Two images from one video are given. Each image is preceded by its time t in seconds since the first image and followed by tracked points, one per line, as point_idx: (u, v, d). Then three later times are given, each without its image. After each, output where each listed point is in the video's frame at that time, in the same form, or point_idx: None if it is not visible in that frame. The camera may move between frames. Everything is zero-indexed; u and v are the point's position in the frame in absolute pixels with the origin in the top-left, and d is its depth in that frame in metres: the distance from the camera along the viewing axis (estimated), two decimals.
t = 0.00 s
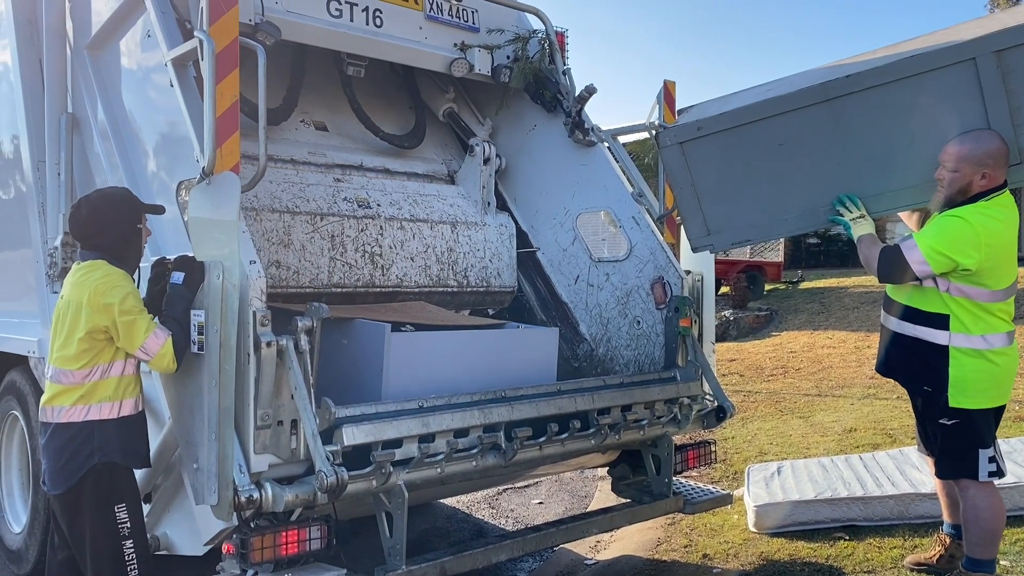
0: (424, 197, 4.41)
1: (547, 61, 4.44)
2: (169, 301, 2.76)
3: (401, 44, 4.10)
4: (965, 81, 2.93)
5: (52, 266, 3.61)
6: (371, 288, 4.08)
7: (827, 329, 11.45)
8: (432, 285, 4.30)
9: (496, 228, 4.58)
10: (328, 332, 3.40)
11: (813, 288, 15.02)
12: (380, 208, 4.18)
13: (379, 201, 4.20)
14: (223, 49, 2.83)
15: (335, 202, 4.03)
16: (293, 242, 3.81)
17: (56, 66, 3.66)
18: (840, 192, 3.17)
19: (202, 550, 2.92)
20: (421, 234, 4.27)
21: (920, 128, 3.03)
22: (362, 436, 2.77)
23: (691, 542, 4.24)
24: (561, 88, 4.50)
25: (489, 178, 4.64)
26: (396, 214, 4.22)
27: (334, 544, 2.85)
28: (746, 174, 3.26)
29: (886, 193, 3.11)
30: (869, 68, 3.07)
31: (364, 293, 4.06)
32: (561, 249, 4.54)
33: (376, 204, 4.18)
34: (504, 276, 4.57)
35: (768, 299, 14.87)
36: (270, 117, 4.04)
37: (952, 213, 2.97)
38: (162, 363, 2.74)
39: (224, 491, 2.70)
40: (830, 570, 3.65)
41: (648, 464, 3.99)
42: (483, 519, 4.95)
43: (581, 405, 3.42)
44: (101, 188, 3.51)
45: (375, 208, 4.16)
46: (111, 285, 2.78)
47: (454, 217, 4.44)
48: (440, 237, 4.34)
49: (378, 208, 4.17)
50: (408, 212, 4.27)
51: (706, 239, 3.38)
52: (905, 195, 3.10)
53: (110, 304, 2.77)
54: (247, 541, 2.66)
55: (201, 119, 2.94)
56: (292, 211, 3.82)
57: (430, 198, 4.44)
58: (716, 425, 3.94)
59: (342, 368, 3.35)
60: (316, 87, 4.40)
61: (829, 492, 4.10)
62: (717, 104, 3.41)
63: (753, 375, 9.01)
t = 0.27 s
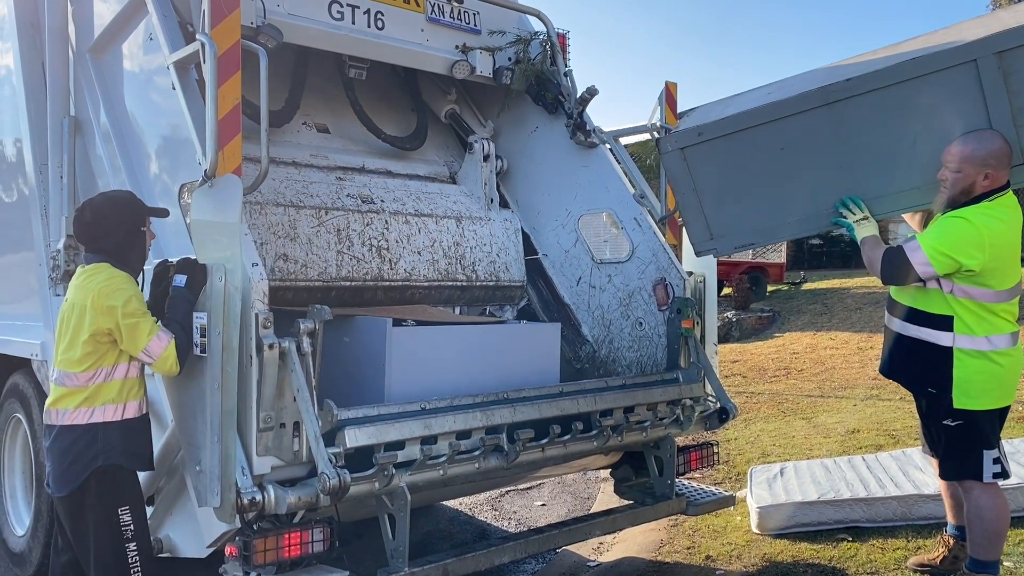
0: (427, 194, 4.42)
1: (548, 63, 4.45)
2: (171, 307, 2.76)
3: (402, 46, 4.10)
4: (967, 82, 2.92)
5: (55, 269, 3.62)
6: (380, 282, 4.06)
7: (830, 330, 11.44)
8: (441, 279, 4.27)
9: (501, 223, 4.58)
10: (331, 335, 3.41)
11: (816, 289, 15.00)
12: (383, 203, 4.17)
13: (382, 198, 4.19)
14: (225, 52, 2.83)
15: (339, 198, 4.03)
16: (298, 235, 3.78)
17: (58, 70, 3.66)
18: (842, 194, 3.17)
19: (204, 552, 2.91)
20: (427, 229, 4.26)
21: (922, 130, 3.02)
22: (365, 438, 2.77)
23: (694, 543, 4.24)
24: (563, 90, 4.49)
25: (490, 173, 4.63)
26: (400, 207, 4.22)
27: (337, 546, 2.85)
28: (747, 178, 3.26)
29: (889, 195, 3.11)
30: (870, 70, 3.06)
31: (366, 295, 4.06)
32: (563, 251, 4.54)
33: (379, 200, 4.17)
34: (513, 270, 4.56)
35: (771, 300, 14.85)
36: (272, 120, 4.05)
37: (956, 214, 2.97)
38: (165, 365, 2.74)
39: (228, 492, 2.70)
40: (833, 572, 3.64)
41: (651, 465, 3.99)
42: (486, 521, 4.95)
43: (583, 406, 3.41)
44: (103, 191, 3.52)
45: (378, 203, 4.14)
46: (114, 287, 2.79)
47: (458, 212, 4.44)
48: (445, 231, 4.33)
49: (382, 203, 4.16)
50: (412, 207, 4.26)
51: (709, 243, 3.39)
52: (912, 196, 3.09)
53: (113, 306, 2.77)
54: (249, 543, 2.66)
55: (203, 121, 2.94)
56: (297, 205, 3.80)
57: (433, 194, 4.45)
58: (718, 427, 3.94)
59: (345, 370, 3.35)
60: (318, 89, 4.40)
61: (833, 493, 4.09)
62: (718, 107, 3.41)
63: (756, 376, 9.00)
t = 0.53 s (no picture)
0: (429, 192, 4.42)
1: (551, 64, 4.44)
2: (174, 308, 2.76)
3: (404, 48, 4.10)
4: (969, 82, 2.92)
5: (58, 272, 3.62)
6: (389, 274, 4.04)
7: (833, 331, 11.42)
8: (451, 271, 4.26)
9: (506, 217, 4.60)
10: (334, 337, 3.41)
11: (819, 290, 14.99)
12: (387, 198, 4.17)
13: (386, 193, 4.20)
14: (228, 54, 2.84)
15: (343, 192, 4.04)
16: (305, 228, 3.76)
17: (61, 73, 3.67)
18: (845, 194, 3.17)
19: (208, 554, 2.91)
20: (432, 223, 4.26)
21: (923, 130, 3.02)
22: (368, 439, 2.77)
23: (697, 545, 4.23)
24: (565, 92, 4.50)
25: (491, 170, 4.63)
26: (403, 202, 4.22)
27: (340, 548, 2.85)
28: (749, 178, 3.25)
29: (891, 195, 3.11)
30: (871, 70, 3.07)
31: (369, 297, 4.06)
32: (566, 253, 4.54)
33: (383, 195, 4.18)
34: (522, 264, 4.55)
35: (774, 301, 14.84)
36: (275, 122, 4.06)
37: (958, 215, 2.96)
38: (167, 367, 2.75)
39: (231, 494, 2.69)
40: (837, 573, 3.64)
41: (654, 467, 3.99)
42: (489, 523, 4.95)
43: (586, 408, 3.41)
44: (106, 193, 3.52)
45: (382, 199, 4.15)
46: (116, 289, 2.79)
47: (463, 206, 4.45)
48: (451, 225, 4.33)
49: (386, 198, 4.17)
50: (416, 202, 4.27)
51: (710, 244, 3.36)
52: (914, 196, 3.09)
53: (115, 308, 2.77)
54: (253, 545, 2.65)
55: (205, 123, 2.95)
56: (302, 198, 3.80)
57: (436, 190, 4.47)
58: (722, 428, 3.89)
59: (348, 372, 3.36)
60: (321, 91, 4.41)
61: (836, 494, 4.08)
62: (720, 109, 3.41)
63: (759, 378, 8.99)
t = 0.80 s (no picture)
0: (432, 189, 4.44)
1: (551, 66, 4.44)
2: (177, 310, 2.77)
3: (406, 51, 4.11)
4: (969, 83, 2.93)
5: (60, 276, 3.63)
6: (397, 266, 4.01)
7: (834, 333, 11.42)
8: (458, 263, 4.22)
9: (510, 212, 4.56)
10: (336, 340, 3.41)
11: (820, 292, 14.98)
12: (389, 194, 4.17)
13: (389, 190, 4.22)
14: (230, 57, 2.85)
15: (346, 188, 4.05)
16: (310, 220, 3.75)
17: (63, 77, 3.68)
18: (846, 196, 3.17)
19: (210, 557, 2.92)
20: (437, 216, 4.24)
21: (924, 131, 3.03)
22: (371, 442, 2.77)
23: (700, 547, 4.23)
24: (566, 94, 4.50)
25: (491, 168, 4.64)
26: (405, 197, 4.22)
27: (343, 550, 2.86)
28: (750, 179, 3.24)
29: (893, 196, 3.10)
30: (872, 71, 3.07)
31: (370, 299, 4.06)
32: (568, 254, 4.53)
33: (386, 191, 4.20)
34: (529, 256, 4.50)
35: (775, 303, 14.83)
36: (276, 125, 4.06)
37: (960, 217, 2.96)
38: (163, 367, 2.74)
39: (234, 497, 2.69)
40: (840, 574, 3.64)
41: (656, 468, 3.99)
42: (492, 525, 4.95)
43: (588, 410, 3.42)
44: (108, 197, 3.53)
45: (386, 194, 4.16)
46: (110, 291, 2.80)
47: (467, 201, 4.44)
48: (456, 219, 4.30)
49: (388, 194, 4.18)
50: (420, 197, 4.28)
51: (711, 245, 3.35)
52: (915, 197, 3.08)
53: (108, 310, 2.78)
54: (256, 548, 2.66)
55: (207, 127, 2.96)
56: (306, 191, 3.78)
57: (440, 188, 4.49)
58: (724, 430, 3.92)
59: (350, 376, 3.36)
60: (322, 94, 4.41)
61: (839, 496, 4.08)
62: (721, 110, 3.42)
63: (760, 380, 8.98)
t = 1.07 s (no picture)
0: (434, 188, 4.45)
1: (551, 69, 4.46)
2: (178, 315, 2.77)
3: (407, 54, 4.12)
4: (970, 85, 2.93)
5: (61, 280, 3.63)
6: (403, 256, 3.99)
7: (835, 335, 11.41)
8: (465, 253, 4.21)
9: (513, 208, 4.56)
10: (338, 344, 3.41)
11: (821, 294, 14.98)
12: (391, 191, 4.18)
13: (391, 187, 4.23)
14: (230, 62, 2.85)
15: (348, 184, 4.06)
16: (314, 213, 3.76)
17: (64, 81, 3.68)
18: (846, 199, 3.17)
19: (212, 561, 2.92)
20: (440, 210, 4.24)
21: (925, 133, 3.03)
22: (372, 446, 2.77)
23: (702, 549, 4.23)
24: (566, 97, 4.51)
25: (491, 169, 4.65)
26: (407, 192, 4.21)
27: (345, 554, 2.85)
28: (751, 182, 3.24)
29: (893, 199, 3.11)
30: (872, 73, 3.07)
31: (372, 302, 4.07)
32: (569, 257, 4.54)
33: (388, 188, 4.20)
34: (534, 248, 4.51)
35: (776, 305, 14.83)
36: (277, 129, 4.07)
37: (963, 218, 2.96)
38: (153, 367, 2.74)
39: (236, 501, 2.69)
40: None
41: (658, 470, 3.99)
42: (493, 528, 4.95)
43: (589, 412, 3.42)
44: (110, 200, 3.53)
45: (388, 191, 4.16)
46: (90, 295, 2.79)
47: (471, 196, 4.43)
48: (458, 213, 4.31)
49: (390, 190, 4.18)
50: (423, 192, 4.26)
51: (712, 249, 3.35)
52: (915, 200, 3.09)
53: (90, 314, 2.77)
54: (257, 552, 2.65)
55: (208, 131, 2.96)
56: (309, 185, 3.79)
57: (441, 187, 4.49)
58: (726, 432, 3.94)
59: (351, 380, 3.36)
60: (322, 98, 4.42)
61: (841, 498, 4.08)
62: (721, 113, 3.41)
63: (762, 382, 8.98)
